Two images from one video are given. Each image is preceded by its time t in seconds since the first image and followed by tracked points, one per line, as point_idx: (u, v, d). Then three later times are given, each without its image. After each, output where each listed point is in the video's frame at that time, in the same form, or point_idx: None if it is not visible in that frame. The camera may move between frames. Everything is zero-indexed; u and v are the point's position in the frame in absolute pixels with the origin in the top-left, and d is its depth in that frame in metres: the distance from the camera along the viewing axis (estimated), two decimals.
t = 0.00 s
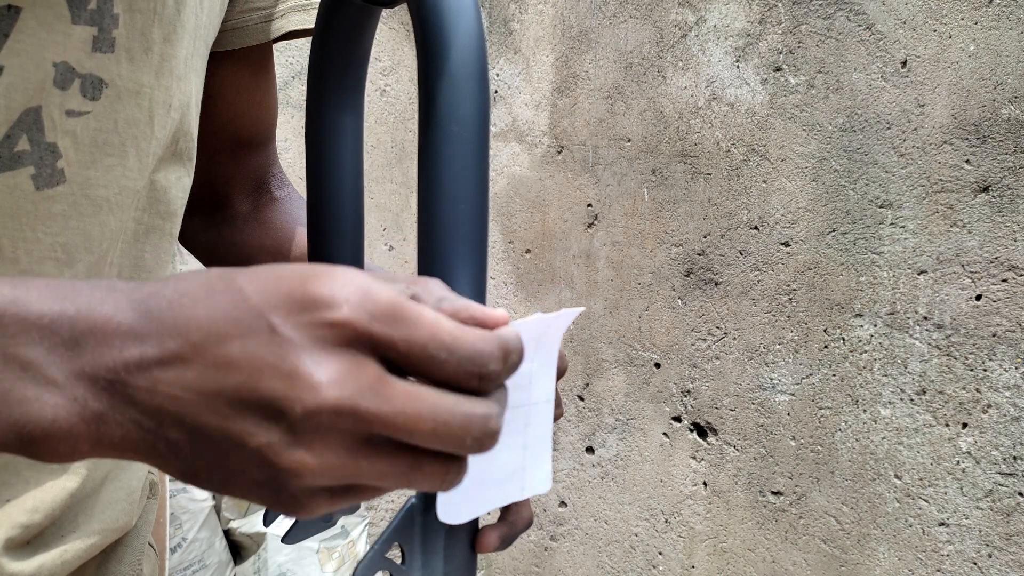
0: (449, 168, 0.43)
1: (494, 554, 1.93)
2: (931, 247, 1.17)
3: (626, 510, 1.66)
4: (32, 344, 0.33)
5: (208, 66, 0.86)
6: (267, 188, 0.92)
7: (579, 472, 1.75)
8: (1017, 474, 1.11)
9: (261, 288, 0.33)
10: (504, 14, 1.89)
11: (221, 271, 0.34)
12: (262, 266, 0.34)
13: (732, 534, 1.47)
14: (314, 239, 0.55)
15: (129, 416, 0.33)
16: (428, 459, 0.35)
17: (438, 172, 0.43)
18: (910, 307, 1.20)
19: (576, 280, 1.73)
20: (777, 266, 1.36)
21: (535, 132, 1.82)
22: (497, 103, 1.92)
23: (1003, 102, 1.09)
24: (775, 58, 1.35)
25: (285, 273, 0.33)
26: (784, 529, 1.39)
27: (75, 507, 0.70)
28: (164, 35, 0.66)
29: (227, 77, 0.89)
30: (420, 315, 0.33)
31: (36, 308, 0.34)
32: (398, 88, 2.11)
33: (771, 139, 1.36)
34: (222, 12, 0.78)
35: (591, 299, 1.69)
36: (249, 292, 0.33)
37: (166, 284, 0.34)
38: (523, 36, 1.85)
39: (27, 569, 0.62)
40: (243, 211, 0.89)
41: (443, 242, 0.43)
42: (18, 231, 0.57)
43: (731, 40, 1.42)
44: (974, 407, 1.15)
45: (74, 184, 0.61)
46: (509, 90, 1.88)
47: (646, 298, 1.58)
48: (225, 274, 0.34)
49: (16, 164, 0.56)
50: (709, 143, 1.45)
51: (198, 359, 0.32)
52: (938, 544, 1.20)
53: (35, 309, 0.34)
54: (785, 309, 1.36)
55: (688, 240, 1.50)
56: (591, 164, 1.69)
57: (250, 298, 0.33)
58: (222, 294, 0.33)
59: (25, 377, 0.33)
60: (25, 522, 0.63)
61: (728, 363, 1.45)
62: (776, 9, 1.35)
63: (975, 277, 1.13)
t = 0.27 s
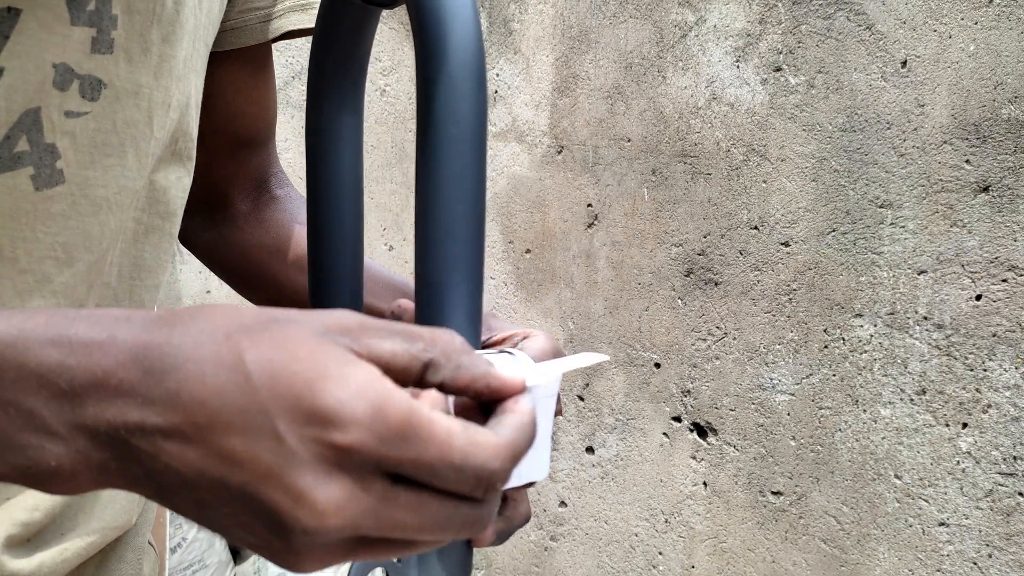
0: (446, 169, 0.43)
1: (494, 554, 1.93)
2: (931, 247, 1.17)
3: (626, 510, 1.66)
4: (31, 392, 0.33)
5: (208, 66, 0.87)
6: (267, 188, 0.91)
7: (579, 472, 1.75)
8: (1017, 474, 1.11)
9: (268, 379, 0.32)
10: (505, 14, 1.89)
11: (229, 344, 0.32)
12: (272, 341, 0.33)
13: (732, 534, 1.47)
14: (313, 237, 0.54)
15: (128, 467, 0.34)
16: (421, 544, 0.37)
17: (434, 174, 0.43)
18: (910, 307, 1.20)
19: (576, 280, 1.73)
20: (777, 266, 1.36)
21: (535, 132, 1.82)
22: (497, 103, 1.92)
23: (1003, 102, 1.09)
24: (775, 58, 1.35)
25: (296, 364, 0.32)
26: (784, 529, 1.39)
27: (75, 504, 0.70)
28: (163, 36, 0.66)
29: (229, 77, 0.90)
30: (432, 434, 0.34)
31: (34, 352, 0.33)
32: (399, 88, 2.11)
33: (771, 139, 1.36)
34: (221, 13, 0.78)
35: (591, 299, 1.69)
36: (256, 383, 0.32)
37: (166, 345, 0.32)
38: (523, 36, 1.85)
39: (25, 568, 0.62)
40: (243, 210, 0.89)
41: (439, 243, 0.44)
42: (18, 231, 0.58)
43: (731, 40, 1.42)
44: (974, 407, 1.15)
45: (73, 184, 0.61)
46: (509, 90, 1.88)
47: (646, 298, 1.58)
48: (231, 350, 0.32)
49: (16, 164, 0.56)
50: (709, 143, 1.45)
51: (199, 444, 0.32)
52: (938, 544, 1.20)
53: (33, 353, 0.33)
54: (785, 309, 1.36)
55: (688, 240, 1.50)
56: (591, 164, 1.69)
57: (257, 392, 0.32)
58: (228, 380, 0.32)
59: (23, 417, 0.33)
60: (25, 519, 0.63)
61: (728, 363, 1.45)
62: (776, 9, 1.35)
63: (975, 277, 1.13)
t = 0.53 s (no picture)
0: (443, 170, 0.43)
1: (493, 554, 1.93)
2: (931, 247, 1.17)
3: (625, 510, 1.66)
4: (35, 466, 0.34)
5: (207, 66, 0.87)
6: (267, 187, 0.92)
7: (579, 472, 1.75)
8: (1017, 474, 1.11)
9: (262, 500, 0.33)
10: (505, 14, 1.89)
11: (227, 458, 0.33)
12: (270, 456, 0.33)
13: (732, 534, 1.47)
14: (320, 240, 0.55)
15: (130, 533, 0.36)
16: None
17: (432, 173, 0.43)
18: (910, 307, 1.20)
19: (576, 280, 1.73)
20: (777, 266, 1.36)
21: (535, 132, 1.82)
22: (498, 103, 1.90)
23: (1003, 102, 1.09)
24: (775, 57, 1.35)
25: (291, 485, 0.33)
26: (784, 529, 1.39)
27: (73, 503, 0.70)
28: (161, 36, 0.66)
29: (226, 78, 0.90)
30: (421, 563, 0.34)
31: (40, 432, 0.34)
32: (399, 88, 2.11)
33: (770, 139, 1.36)
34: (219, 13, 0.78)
35: (591, 299, 1.70)
36: (251, 501, 0.33)
37: (166, 445, 0.33)
38: (523, 36, 1.85)
39: (24, 567, 0.62)
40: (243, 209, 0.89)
41: (437, 242, 0.44)
42: (15, 230, 0.58)
43: (731, 40, 1.42)
44: (974, 407, 1.15)
45: (71, 184, 0.61)
46: (509, 90, 1.88)
47: (646, 298, 1.58)
48: (228, 462, 0.33)
49: (16, 164, 0.57)
50: (709, 143, 1.45)
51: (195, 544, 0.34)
52: (938, 544, 1.20)
53: (37, 432, 0.34)
54: (785, 309, 1.36)
55: (688, 240, 1.50)
56: (591, 165, 1.69)
57: (250, 512, 0.33)
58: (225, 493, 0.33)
59: (31, 482, 0.35)
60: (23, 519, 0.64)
61: (728, 363, 1.45)
62: (776, 9, 1.34)
63: (975, 277, 1.13)
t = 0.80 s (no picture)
0: (443, 169, 0.43)
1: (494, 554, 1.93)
2: (931, 247, 1.17)
3: (625, 510, 1.66)
4: (42, 492, 0.33)
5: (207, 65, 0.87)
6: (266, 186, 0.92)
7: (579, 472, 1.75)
8: (1017, 474, 1.10)
9: (268, 535, 0.31)
10: (505, 14, 1.91)
11: (234, 488, 0.32)
12: (278, 488, 0.32)
13: (732, 534, 1.48)
14: (323, 240, 0.55)
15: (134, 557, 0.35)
16: None
17: (431, 172, 0.43)
18: (910, 307, 1.20)
19: (576, 280, 1.73)
20: (777, 266, 1.36)
21: (535, 132, 1.83)
22: (498, 102, 1.94)
23: (1003, 102, 1.08)
24: (775, 57, 1.35)
25: (298, 518, 0.32)
26: (784, 529, 1.39)
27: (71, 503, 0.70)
28: (160, 36, 0.66)
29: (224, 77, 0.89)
30: None
31: (42, 455, 0.33)
32: (399, 88, 2.11)
33: (770, 139, 1.36)
34: (219, 13, 0.78)
35: (591, 299, 1.70)
36: (255, 535, 0.31)
37: (172, 476, 0.32)
38: (523, 36, 1.86)
39: (22, 566, 0.63)
40: (242, 210, 0.89)
41: (437, 241, 0.44)
42: (16, 229, 0.58)
43: (731, 40, 1.42)
44: (974, 407, 1.14)
45: (71, 184, 0.61)
46: (509, 90, 1.90)
47: (646, 298, 1.58)
48: (235, 495, 0.32)
49: (16, 164, 0.56)
50: (709, 143, 1.45)
51: (198, 575, 0.33)
52: (938, 544, 1.20)
53: (40, 455, 0.33)
54: (785, 309, 1.36)
55: (688, 240, 1.50)
56: (591, 165, 1.69)
57: (254, 546, 0.31)
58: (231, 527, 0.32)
59: (39, 507, 0.34)
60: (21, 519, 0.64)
61: (728, 363, 1.46)
62: (776, 9, 1.34)
63: (975, 277, 1.12)
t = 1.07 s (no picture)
0: (441, 169, 0.43)
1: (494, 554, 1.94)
2: (931, 247, 1.17)
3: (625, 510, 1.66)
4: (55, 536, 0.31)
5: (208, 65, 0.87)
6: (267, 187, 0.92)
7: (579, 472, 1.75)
8: (1017, 474, 1.10)
9: None
10: (505, 14, 1.92)
11: (245, 543, 0.29)
12: (290, 546, 0.29)
13: (732, 534, 1.48)
14: (320, 240, 0.55)
15: None
16: None
17: (429, 172, 0.43)
18: (910, 307, 1.19)
19: (576, 280, 1.74)
20: (777, 266, 1.36)
21: (535, 132, 1.83)
22: (498, 103, 1.95)
23: (1003, 102, 1.08)
24: (775, 58, 1.35)
25: None
26: (784, 529, 1.40)
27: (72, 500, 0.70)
28: (162, 36, 0.66)
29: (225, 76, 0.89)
30: None
31: (51, 500, 0.31)
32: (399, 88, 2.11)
33: (770, 139, 1.36)
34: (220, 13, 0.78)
35: (591, 299, 1.70)
36: None
37: (182, 529, 0.30)
38: (524, 36, 1.86)
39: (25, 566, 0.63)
40: (244, 211, 0.89)
41: (436, 241, 0.44)
42: (20, 228, 0.58)
43: (731, 40, 1.42)
44: (974, 407, 1.14)
45: (75, 183, 0.61)
46: (509, 90, 1.91)
47: (646, 298, 1.58)
48: (245, 552, 0.29)
49: (19, 162, 0.56)
50: (709, 143, 1.45)
51: None
52: (938, 544, 1.20)
53: (47, 501, 0.31)
54: (785, 309, 1.36)
55: (688, 240, 1.50)
56: (591, 165, 1.69)
57: None
58: None
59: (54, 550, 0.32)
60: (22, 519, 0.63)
61: (728, 363, 1.46)
62: (776, 9, 1.34)
63: (975, 277, 1.12)
